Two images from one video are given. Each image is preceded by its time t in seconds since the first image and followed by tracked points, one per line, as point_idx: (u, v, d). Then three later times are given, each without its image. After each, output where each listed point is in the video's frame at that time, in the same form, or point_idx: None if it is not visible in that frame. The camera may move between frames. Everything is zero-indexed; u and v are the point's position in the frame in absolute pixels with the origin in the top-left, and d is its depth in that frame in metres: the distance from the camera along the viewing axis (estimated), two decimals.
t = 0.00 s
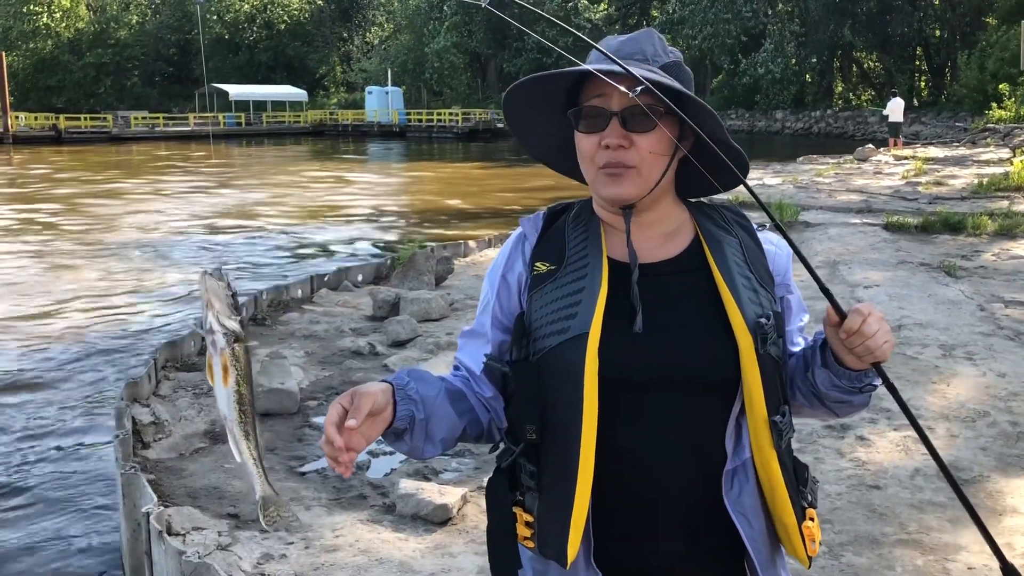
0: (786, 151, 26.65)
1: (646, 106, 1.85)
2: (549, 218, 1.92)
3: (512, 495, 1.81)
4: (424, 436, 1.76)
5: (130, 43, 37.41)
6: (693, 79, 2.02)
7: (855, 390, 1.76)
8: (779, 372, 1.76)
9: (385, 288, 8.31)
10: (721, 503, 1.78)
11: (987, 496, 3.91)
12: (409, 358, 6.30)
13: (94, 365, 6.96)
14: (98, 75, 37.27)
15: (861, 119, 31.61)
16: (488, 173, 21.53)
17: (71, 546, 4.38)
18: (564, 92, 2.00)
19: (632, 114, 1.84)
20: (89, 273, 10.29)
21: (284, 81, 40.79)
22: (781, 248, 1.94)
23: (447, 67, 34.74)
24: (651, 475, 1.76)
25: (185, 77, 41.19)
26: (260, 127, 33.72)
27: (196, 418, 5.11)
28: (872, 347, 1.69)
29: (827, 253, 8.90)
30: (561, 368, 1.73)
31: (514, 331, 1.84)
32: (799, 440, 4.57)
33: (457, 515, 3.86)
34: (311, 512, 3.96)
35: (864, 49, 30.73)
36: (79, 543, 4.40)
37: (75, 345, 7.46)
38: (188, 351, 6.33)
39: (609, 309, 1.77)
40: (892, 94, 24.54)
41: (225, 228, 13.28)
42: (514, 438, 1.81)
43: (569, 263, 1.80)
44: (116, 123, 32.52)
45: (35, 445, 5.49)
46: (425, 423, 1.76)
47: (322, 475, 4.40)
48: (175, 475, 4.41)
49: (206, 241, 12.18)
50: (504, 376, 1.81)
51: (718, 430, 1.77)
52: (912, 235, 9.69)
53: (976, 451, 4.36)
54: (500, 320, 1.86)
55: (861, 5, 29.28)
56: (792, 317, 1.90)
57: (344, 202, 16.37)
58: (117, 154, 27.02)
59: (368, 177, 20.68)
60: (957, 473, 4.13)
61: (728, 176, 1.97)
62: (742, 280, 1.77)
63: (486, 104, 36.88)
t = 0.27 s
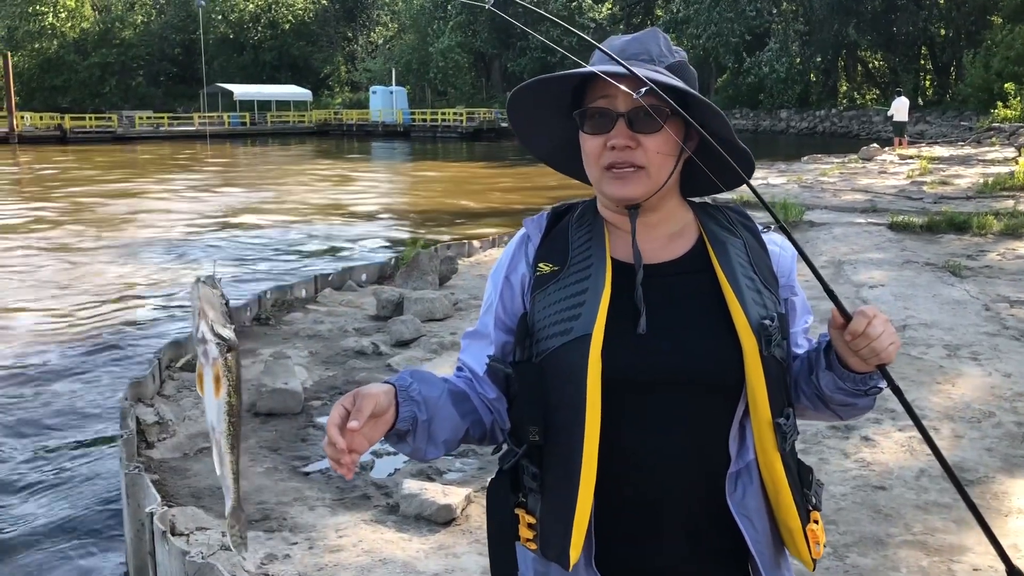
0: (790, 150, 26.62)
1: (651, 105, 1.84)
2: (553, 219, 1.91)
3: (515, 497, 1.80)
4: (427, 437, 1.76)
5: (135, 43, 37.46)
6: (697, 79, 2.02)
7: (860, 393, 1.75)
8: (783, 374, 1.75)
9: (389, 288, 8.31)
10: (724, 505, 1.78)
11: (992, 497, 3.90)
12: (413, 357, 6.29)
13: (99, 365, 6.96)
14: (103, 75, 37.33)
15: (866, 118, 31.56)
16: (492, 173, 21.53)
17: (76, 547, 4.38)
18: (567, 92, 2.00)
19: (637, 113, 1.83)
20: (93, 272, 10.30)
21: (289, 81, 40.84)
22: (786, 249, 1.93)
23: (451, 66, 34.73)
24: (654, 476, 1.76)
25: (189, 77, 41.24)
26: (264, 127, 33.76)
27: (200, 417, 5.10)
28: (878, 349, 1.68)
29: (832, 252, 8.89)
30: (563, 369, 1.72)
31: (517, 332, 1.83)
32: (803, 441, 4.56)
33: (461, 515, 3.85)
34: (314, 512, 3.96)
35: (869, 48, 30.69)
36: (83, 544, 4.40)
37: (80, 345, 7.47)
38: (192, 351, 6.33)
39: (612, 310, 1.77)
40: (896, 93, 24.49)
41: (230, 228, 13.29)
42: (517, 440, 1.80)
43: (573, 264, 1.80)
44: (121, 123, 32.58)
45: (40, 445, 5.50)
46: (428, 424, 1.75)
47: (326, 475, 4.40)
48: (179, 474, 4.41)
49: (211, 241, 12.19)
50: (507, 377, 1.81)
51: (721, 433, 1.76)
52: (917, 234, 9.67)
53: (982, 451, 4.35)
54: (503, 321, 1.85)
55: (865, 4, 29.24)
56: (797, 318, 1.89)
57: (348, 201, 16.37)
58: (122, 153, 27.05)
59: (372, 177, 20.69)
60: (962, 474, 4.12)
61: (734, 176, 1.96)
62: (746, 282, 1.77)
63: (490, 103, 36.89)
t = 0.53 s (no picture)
0: (794, 149, 26.58)
1: (651, 104, 1.84)
2: (554, 219, 1.91)
3: (518, 498, 1.79)
4: (428, 439, 1.75)
5: (139, 43, 37.45)
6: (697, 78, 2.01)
7: (863, 392, 1.75)
8: (786, 374, 1.74)
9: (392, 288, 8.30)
10: (728, 505, 1.77)
11: (996, 496, 3.89)
12: (416, 357, 6.29)
13: (103, 365, 6.96)
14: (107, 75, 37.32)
15: (870, 117, 31.50)
16: (495, 172, 21.52)
17: (79, 546, 4.38)
18: (567, 93, 1.99)
19: (638, 112, 1.83)
20: (97, 272, 10.31)
21: (292, 80, 40.86)
22: (788, 248, 1.92)
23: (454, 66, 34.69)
24: (655, 477, 1.75)
25: (193, 76, 41.24)
26: (267, 127, 33.76)
27: (203, 416, 5.10)
28: (880, 349, 1.67)
29: (835, 252, 8.87)
30: (565, 368, 1.72)
31: (519, 333, 1.83)
32: (807, 440, 4.55)
33: (464, 515, 3.85)
34: (317, 512, 3.96)
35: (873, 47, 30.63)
36: (86, 543, 4.40)
37: (83, 344, 7.47)
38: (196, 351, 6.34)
39: (614, 310, 1.76)
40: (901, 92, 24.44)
41: (233, 227, 13.29)
42: (520, 440, 1.80)
43: (574, 264, 1.80)
44: (125, 122, 32.59)
45: (44, 445, 5.50)
46: (429, 424, 1.75)
47: (329, 474, 4.40)
48: (183, 474, 4.41)
49: (215, 241, 12.19)
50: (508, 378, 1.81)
51: (725, 433, 1.76)
52: (921, 234, 9.65)
53: (986, 451, 4.34)
54: (506, 322, 1.85)
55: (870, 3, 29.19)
56: (799, 317, 1.89)
57: (351, 201, 16.36)
58: (126, 153, 27.06)
59: (375, 176, 20.69)
60: (966, 474, 4.11)
61: (735, 174, 1.96)
62: (748, 281, 1.76)
63: (494, 103, 36.88)
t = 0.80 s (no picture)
0: (796, 149, 26.58)
1: (649, 102, 1.84)
2: (553, 219, 1.91)
3: (519, 498, 1.80)
4: (429, 440, 1.76)
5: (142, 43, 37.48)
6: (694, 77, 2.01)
7: (863, 389, 1.75)
8: (786, 372, 1.75)
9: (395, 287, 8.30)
10: (728, 502, 1.77)
11: (999, 496, 3.88)
12: (419, 356, 6.29)
13: (106, 364, 6.97)
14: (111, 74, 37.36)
15: (873, 116, 31.47)
16: (498, 172, 21.54)
17: (81, 545, 4.39)
18: (565, 92, 2.00)
19: (636, 111, 1.83)
20: (100, 271, 10.33)
21: (295, 80, 40.92)
22: (787, 246, 1.92)
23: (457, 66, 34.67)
24: (656, 475, 1.76)
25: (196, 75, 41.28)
26: (270, 126, 33.79)
27: (206, 415, 5.10)
28: (881, 345, 1.67)
29: (838, 251, 8.86)
30: (564, 368, 1.73)
31: (519, 333, 1.83)
32: (809, 439, 4.55)
33: (466, 514, 3.85)
34: (320, 511, 3.96)
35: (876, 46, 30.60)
36: (89, 542, 4.40)
37: (86, 344, 7.48)
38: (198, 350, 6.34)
39: (614, 309, 1.77)
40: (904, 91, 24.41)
41: (236, 227, 13.31)
42: (521, 440, 1.80)
43: (574, 264, 1.80)
44: (128, 122, 32.62)
45: (46, 444, 5.51)
46: (430, 424, 1.75)
47: (331, 473, 4.40)
48: (185, 473, 4.42)
49: (218, 240, 12.20)
50: (509, 378, 1.81)
51: (725, 431, 1.76)
52: (924, 233, 9.64)
53: (989, 450, 4.34)
54: (505, 321, 1.85)
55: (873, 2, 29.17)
56: (799, 315, 1.88)
57: (354, 200, 16.37)
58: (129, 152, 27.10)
59: (378, 176, 20.70)
60: (969, 473, 4.10)
61: (734, 172, 1.95)
62: (746, 279, 1.76)
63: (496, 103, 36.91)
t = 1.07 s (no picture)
0: (799, 149, 26.56)
1: (650, 104, 1.84)
2: (553, 220, 1.92)
3: (519, 499, 1.80)
4: (430, 441, 1.76)
5: (146, 44, 37.57)
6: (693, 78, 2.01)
7: (863, 389, 1.75)
8: (786, 373, 1.75)
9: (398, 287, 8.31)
10: (728, 503, 1.77)
11: (1002, 497, 3.88)
12: (421, 357, 6.29)
13: (110, 364, 6.99)
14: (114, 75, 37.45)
15: (876, 117, 31.44)
16: (501, 173, 21.55)
17: (85, 545, 4.40)
18: (564, 94, 1.99)
19: (636, 112, 1.83)
20: (104, 271, 10.35)
21: (298, 80, 41.01)
22: (787, 246, 1.92)
23: (460, 66, 34.64)
24: (656, 477, 1.76)
25: (199, 77, 41.36)
26: (273, 127, 33.84)
27: (209, 416, 5.11)
28: (881, 346, 1.67)
29: (841, 251, 8.85)
30: (564, 369, 1.73)
31: (519, 335, 1.83)
32: (812, 440, 4.54)
33: (468, 515, 3.85)
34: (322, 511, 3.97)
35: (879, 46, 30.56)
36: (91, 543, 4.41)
37: (90, 344, 7.50)
38: (201, 351, 6.35)
39: (614, 310, 1.77)
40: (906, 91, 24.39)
41: (239, 227, 13.32)
42: (521, 441, 1.80)
43: (573, 265, 1.80)
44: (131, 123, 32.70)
45: (50, 444, 5.52)
46: (431, 426, 1.75)
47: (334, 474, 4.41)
48: (189, 474, 4.43)
49: (221, 241, 12.23)
50: (509, 380, 1.81)
51: (724, 431, 1.76)
52: (927, 233, 9.62)
53: (992, 451, 4.33)
54: (506, 323, 1.85)
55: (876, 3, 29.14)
56: (799, 316, 1.89)
57: (357, 201, 16.39)
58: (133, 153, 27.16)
59: (381, 177, 20.72)
60: (971, 474, 4.10)
61: (733, 172, 1.95)
62: (746, 279, 1.76)
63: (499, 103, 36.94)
